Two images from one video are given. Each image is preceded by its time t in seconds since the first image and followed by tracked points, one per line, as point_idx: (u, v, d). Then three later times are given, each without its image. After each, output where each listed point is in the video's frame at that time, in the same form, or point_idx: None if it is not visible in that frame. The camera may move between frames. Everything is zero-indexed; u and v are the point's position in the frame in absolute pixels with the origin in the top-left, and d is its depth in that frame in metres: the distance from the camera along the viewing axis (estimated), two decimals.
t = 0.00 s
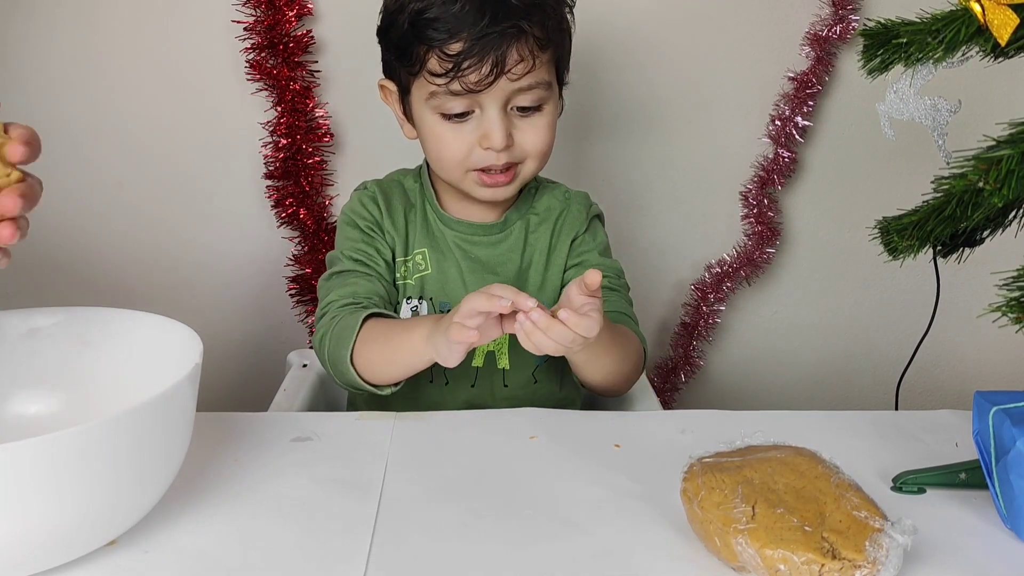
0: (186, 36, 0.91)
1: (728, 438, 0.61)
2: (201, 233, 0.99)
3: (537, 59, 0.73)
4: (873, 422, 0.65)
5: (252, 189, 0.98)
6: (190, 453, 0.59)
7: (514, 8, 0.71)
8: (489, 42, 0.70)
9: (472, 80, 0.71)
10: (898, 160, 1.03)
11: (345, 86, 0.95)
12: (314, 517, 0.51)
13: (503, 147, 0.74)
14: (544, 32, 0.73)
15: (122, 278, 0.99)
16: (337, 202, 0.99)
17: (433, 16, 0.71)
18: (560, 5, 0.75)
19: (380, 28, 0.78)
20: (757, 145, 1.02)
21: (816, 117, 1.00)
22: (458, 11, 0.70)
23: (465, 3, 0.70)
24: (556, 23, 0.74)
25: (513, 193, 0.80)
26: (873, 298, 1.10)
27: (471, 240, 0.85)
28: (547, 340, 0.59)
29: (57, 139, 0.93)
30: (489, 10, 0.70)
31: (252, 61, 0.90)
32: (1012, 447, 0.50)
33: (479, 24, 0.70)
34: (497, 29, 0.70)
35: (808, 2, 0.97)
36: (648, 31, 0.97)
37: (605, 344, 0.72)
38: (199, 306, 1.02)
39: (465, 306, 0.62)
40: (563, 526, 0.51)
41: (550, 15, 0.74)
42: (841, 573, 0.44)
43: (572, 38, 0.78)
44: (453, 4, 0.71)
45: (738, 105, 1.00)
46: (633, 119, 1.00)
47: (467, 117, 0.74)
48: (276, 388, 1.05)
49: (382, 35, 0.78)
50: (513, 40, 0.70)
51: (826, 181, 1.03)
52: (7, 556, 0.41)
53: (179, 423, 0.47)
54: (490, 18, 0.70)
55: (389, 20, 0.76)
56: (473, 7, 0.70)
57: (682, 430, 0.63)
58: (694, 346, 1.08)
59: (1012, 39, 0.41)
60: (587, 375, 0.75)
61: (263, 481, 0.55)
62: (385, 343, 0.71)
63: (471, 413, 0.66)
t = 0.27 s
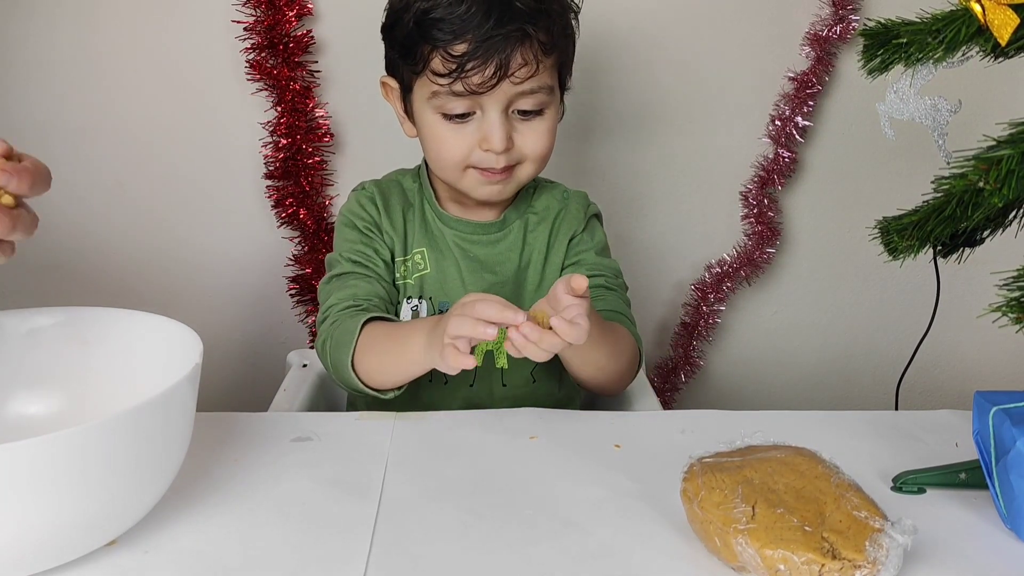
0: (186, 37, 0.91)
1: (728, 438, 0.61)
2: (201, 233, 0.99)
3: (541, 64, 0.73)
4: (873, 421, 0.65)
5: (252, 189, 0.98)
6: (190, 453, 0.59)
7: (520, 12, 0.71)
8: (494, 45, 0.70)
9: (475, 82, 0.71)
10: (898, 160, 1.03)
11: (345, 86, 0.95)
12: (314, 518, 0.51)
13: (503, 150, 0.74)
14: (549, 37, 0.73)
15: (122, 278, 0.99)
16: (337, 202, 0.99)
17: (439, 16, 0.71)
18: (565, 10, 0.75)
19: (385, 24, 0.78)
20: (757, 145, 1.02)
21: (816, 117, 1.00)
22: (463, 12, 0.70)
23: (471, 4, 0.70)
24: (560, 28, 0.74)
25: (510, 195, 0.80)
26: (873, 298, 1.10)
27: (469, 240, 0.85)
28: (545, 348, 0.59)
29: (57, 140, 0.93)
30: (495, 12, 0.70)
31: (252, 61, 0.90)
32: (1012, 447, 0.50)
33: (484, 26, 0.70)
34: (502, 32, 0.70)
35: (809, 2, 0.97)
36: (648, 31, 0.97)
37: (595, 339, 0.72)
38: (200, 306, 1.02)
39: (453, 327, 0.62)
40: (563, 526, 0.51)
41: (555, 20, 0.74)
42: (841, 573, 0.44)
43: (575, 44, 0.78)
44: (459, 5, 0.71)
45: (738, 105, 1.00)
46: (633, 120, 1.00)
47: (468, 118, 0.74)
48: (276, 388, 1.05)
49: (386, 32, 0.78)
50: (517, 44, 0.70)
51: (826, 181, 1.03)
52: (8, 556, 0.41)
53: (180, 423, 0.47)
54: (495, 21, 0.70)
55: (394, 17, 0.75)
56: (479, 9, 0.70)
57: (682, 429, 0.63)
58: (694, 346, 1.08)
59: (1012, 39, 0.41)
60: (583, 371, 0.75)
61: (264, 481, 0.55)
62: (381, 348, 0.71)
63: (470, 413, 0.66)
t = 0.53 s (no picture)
0: (186, 37, 0.91)
1: (728, 438, 0.61)
2: (201, 233, 0.99)
3: (543, 63, 0.73)
4: (873, 421, 0.65)
5: (252, 189, 0.98)
6: (190, 453, 0.59)
7: (522, 11, 0.71)
8: (496, 43, 0.70)
9: (476, 79, 0.71)
10: (898, 160, 1.03)
11: (345, 86, 0.95)
12: (314, 517, 0.51)
13: (502, 148, 0.74)
14: (551, 36, 0.73)
15: (122, 278, 0.99)
16: (337, 202, 0.99)
17: (442, 12, 0.71)
18: (568, 11, 0.75)
19: (388, 20, 0.78)
20: (757, 145, 1.02)
21: (816, 117, 1.00)
22: (466, 9, 0.70)
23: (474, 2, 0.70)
24: (563, 28, 0.74)
25: (508, 195, 0.80)
26: (873, 298, 1.10)
27: (468, 242, 0.85)
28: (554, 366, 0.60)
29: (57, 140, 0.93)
30: (498, 10, 0.70)
31: (252, 61, 0.90)
32: (1012, 447, 0.50)
33: (487, 23, 0.70)
34: (505, 31, 0.70)
35: (809, 2, 0.97)
36: (648, 31, 0.97)
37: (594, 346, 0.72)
38: (200, 306, 1.02)
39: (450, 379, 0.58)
40: (563, 526, 0.51)
41: (557, 19, 0.74)
42: (841, 573, 0.44)
43: (577, 45, 0.78)
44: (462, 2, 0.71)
45: (738, 105, 1.00)
46: (633, 120, 1.00)
47: (468, 116, 0.74)
48: (276, 388, 1.05)
49: (388, 27, 0.78)
50: (519, 43, 0.70)
51: (826, 181, 1.03)
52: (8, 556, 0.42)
53: (180, 423, 0.47)
54: (498, 19, 0.70)
55: (397, 13, 0.75)
56: (482, 6, 0.70)
57: (681, 430, 0.63)
58: (694, 346, 1.08)
59: (1012, 39, 0.41)
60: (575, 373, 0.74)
61: (264, 481, 0.55)
62: (377, 357, 0.70)
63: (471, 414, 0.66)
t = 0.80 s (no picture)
0: (187, 37, 0.91)
1: (728, 438, 0.61)
2: (201, 233, 0.99)
3: (534, 66, 0.73)
4: (873, 421, 0.65)
5: (252, 189, 0.98)
6: (191, 453, 0.59)
7: (515, 13, 0.71)
8: (486, 45, 0.70)
9: (465, 80, 0.71)
10: (897, 160, 1.03)
11: (345, 86, 0.95)
12: (315, 517, 0.51)
13: (490, 149, 0.74)
14: (543, 40, 0.73)
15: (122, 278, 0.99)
16: (337, 202, 0.99)
17: (434, 13, 0.71)
18: (564, 14, 0.75)
19: (386, 17, 0.78)
20: (757, 145, 1.02)
21: (816, 117, 1.00)
22: (459, 10, 0.70)
23: (467, 3, 0.70)
24: (557, 32, 0.74)
25: (499, 196, 0.80)
26: (873, 298, 1.10)
27: (468, 245, 0.85)
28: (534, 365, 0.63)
29: (57, 139, 0.93)
30: (489, 12, 0.70)
31: (252, 61, 0.90)
32: (1012, 447, 0.50)
33: (477, 25, 0.70)
34: (495, 33, 0.70)
35: (809, 2, 0.97)
36: (648, 31, 0.97)
37: (600, 363, 0.72)
38: (200, 306, 1.02)
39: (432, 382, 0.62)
40: (563, 526, 0.51)
41: (552, 23, 0.73)
42: (841, 573, 0.44)
43: (575, 49, 0.78)
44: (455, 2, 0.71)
45: (738, 105, 1.00)
46: (633, 119, 1.00)
47: (457, 116, 0.74)
48: (276, 388, 1.05)
49: (386, 24, 0.78)
50: (509, 45, 0.70)
51: (826, 181, 1.03)
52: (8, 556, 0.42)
53: (179, 423, 0.47)
54: (489, 20, 0.70)
55: (394, 11, 0.76)
56: (474, 8, 0.70)
57: (682, 430, 0.63)
58: (694, 346, 1.08)
59: (1011, 39, 0.41)
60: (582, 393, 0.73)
61: (264, 481, 0.55)
62: (373, 362, 0.70)
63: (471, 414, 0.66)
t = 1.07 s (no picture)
0: (187, 37, 0.91)
1: (727, 438, 0.61)
2: (201, 233, 0.99)
3: (531, 75, 0.72)
4: (874, 422, 0.65)
5: (252, 189, 0.98)
6: (190, 453, 0.59)
7: (513, 22, 0.71)
8: (483, 53, 0.70)
9: (462, 88, 0.71)
10: (897, 160, 1.03)
11: (345, 86, 0.95)
12: (314, 517, 0.51)
13: (486, 156, 0.74)
14: (541, 49, 0.73)
15: (122, 278, 0.99)
16: (337, 202, 0.99)
17: (433, 20, 0.71)
18: (562, 22, 0.75)
19: (385, 18, 0.78)
20: (757, 145, 1.02)
21: (816, 117, 1.00)
22: (457, 17, 0.70)
23: (466, 11, 0.70)
24: (555, 40, 0.74)
25: (495, 201, 0.80)
26: (873, 298, 1.10)
27: (465, 245, 0.85)
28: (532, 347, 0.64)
29: (56, 139, 0.93)
30: (487, 21, 0.70)
31: (252, 61, 0.90)
32: (1013, 447, 0.50)
33: (475, 33, 0.70)
34: (492, 41, 0.70)
35: (809, 2, 0.97)
36: (648, 31, 0.97)
37: (601, 361, 0.73)
38: (200, 305, 1.02)
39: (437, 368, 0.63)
40: (564, 526, 0.51)
41: (550, 31, 0.73)
42: (841, 573, 0.44)
43: (573, 55, 0.78)
44: (454, 10, 0.71)
45: (738, 105, 1.00)
46: (633, 119, 1.00)
47: (454, 122, 0.74)
48: (276, 388, 1.05)
49: (386, 25, 0.78)
50: (506, 55, 0.70)
51: (826, 181, 1.03)
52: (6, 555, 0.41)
53: (179, 423, 0.47)
54: (487, 29, 0.70)
55: (394, 13, 0.76)
56: (473, 17, 0.70)
57: (682, 430, 0.63)
58: (694, 346, 1.08)
59: (1012, 39, 0.41)
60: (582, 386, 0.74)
61: (264, 482, 0.55)
62: (374, 359, 0.71)
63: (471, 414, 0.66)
